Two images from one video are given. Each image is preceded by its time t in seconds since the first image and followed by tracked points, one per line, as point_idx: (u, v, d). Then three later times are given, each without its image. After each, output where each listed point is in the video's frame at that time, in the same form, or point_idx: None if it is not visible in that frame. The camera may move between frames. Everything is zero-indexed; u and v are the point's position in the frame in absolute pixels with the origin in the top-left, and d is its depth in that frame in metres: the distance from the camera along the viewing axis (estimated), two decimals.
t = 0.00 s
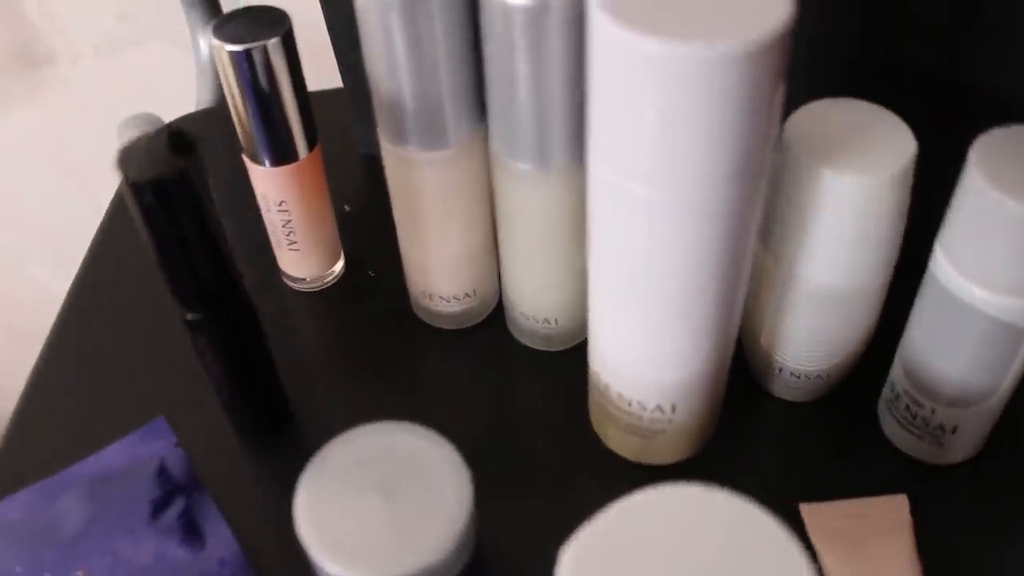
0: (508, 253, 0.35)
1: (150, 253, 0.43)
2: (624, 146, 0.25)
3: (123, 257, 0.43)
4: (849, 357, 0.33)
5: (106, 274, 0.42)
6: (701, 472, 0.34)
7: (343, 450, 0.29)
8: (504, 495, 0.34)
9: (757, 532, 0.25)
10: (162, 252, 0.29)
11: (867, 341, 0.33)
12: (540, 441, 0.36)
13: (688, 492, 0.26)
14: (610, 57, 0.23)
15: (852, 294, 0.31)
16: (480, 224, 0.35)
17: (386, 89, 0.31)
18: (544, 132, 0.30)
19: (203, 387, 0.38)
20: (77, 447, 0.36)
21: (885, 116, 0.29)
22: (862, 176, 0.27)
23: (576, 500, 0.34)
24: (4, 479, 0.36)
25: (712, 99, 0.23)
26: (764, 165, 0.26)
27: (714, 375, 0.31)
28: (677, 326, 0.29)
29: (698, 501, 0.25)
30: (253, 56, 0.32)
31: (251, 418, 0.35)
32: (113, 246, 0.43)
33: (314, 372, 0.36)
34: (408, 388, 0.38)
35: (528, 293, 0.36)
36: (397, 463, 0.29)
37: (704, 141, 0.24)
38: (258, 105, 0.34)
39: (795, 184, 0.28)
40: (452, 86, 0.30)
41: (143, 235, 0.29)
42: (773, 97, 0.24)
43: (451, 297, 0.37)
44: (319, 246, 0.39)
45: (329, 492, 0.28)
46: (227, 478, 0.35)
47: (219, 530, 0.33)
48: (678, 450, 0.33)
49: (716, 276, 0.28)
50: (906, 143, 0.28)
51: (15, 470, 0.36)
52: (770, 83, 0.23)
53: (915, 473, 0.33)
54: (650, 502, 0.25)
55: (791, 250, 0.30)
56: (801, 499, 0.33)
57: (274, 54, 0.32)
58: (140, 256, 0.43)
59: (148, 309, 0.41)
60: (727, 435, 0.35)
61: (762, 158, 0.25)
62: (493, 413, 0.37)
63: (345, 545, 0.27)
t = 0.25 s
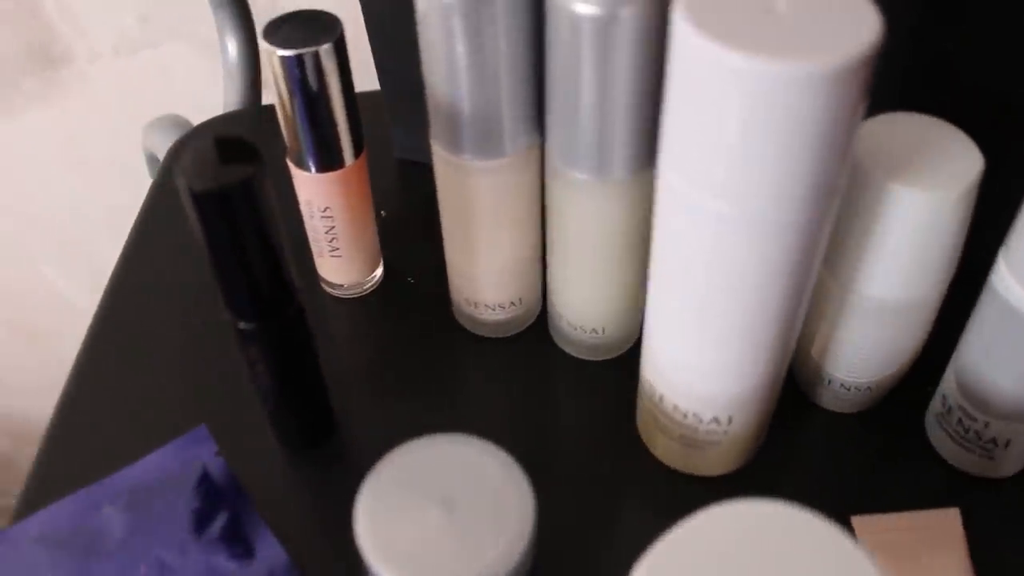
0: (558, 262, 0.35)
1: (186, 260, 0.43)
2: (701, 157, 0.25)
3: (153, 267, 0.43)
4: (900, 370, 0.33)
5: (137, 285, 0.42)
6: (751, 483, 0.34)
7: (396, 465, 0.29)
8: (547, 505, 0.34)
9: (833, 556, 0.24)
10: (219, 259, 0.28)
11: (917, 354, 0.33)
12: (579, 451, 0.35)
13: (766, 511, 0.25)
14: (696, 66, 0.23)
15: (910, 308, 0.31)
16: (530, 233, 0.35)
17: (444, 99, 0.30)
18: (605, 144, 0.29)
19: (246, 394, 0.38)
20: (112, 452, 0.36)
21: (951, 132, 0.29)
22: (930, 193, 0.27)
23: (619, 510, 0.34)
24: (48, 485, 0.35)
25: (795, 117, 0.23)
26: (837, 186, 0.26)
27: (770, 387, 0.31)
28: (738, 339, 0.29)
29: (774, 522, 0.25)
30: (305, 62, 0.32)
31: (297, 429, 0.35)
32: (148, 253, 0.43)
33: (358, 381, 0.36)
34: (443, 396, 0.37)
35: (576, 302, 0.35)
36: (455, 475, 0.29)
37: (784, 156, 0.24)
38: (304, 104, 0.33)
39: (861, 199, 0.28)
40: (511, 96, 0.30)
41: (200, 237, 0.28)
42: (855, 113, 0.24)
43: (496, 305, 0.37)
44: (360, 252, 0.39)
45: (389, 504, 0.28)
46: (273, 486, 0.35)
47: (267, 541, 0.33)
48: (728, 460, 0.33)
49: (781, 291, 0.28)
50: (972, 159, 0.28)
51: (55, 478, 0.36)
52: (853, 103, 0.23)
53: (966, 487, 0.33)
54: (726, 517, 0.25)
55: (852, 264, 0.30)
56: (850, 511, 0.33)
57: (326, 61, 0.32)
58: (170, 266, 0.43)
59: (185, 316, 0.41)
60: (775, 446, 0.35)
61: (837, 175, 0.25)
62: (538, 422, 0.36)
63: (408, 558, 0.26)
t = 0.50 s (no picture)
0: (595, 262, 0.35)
1: (217, 261, 0.43)
2: (751, 158, 0.25)
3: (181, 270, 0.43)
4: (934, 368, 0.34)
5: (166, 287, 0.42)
6: (785, 480, 0.34)
7: (442, 462, 0.29)
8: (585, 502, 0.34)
9: (867, 544, 0.24)
10: (267, 258, 0.29)
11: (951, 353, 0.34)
12: (612, 449, 0.36)
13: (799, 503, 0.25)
14: (748, 66, 0.24)
15: (949, 308, 0.31)
16: (566, 233, 0.35)
17: (487, 98, 0.31)
18: (648, 144, 0.30)
19: (280, 395, 0.39)
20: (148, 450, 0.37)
21: (991, 134, 0.29)
22: (973, 194, 0.27)
23: (654, 506, 0.34)
24: (86, 483, 0.36)
25: (846, 121, 0.23)
26: (885, 188, 0.26)
27: (808, 385, 0.32)
28: (780, 338, 0.29)
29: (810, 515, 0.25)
30: (347, 63, 0.32)
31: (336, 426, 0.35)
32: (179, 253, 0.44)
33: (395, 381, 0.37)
34: (475, 394, 0.38)
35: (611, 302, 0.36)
36: (502, 471, 0.29)
37: (836, 157, 0.24)
38: (344, 102, 0.33)
39: (904, 199, 0.29)
40: (555, 96, 0.30)
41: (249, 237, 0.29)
42: (907, 115, 0.24)
43: (531, 304, 0.37)
44: (394, 251, 0.39)
45: (438, 500, 0.28)
46: (311, 486, 0.36)
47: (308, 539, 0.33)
48: (764, 457, 0.34)
49: (825, 290, 0.28)
50: (1013, 161, 0.28)
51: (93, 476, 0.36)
52: (906, 106, 0.24)
53: (998, 485, 0.34)
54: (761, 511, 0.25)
55: (892, 264, 0.30)
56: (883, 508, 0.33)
57: (368, 61, 0.32)
58: (198, 269, 0.43)
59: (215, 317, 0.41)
60: (809, 445, 0.35)
61: (886, 177, 0.26)
62: (573, 420, 0.37)
63: (457, 552, 0.27)
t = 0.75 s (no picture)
0: (620, 254, 0.36)
1: (243, 257, 0.44)
2: (781, 150, 0.26)
3: (206, 267, 0.44)
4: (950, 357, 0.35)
5: (191, 283, 0.43)
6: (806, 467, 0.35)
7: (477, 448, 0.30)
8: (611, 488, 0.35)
9: (892, 519, 0.25)
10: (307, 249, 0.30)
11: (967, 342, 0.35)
12: (635, 437, 0.37)
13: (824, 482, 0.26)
14: (781, 61, 0.25)
15: (966, 297, 0.32)
16: (592, 226, 0.36)
17: (518, 93, 0.32)
18: (676, 139, 0.31)
19: (310, 387, 0.39)
20: (180, 439, 0.37)
21: (1009, 129, 0.30)
22: (992, 186, 0.28)
23: (677, 493, 0.35)
24: (120, 471, 0.37)
25: (876, 114, 0.24)
26: (909, 180, 0.27)
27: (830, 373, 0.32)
28: (804, 326, 0.30)
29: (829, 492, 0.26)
30: (381, 61, 0.33)
31: (367, 415, 0.36)
32: (206, 249, 0.45)
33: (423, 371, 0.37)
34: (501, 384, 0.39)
35: (635, 293, 0.37)
36: (535, 455, 0.30)
37: (863, 150, 0.25)
38: (376, 99, 0.34)
39: (925, 191, 0.29)
40: (585, 92, 0.31)
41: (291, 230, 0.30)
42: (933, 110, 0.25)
43: (556, 296, 0.38)
44: (420, 245, 0.40)
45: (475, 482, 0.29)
46: (342, 474, 0.37)
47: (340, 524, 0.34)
48: (786, 443, 0.35)
49: (848, 279, 0.29)
50: None
51: (127, 465, 0.37)
52: (932, 101, 0.24)
53: (1013, 470, 0.35)
54: (788, 490, 0.26)
55: (912, 254, 0.31)
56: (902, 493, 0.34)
57: (401, 59, 0.33)
58: (223, 265, 0.44)
59: (246, 311, 0.42)
60: (828, 432, 0.36)
61: (910, 170, 0.26)
62: (596, 410, 0.38)
63: (494, 533, 0.28)
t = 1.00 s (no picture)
0: (628, 237, 0.37)
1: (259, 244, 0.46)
2: (785, 131, 0.27)
3: (223, 252, 0.45)
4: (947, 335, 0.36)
5: (208, 269, 0.44)
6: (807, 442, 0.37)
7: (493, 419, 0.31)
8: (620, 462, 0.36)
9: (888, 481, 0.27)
10: (331, 229, 0.31)
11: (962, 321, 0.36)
12: (643, 414, 0.38)
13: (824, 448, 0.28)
14: (785, 46, 0.26)
15: (962, 276, 0.33)
16: (601, 210, 0.37)
17: (532, 80, 0.33)
18: (683, 123, 0.32)
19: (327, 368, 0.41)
20: (203, 417, 0.39)
21: (1002, 113, 0.32)
22: (986, 166, 0.30)
23: (684, 467, 0.36)
24: (145, 449, 0.38)
25: (876, 96, 0.25)
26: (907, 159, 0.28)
27: (831, 348, 0.34)
28: (807, 302, 0.31)
29: (832, 452, 0.27)
30: (399, 49, 0.34)
31: (383, 393, 0.37)
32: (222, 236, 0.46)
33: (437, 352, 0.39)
34: (512, 364, 0.40)
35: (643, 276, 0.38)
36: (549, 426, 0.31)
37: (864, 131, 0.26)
38: (394, 91, 0.35)
39: (923, 172, 0.31)
40: (595, 78, 0.32)
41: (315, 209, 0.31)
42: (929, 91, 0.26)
43: (566, 279, 0.39)
44: (434, 230, 0.41)
45: (492, 451, 0.30)
46: (359, 450, 0.38)
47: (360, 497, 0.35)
48: (789, 418, 0.36)
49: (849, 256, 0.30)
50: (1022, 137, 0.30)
51: (151, 441, 0.38)
52: (929, 83, 0.26)
53: (1007, 443, 0.36)
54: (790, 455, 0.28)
55: (910, 233, 0.32)
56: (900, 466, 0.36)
57: (417, 48, 0.34)
58: (239, 251, 0.45)
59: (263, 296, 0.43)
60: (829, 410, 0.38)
61: (908, 150, 0.28)
62: (605, 389, 0.39)
63: (512, 499, 0.29)
